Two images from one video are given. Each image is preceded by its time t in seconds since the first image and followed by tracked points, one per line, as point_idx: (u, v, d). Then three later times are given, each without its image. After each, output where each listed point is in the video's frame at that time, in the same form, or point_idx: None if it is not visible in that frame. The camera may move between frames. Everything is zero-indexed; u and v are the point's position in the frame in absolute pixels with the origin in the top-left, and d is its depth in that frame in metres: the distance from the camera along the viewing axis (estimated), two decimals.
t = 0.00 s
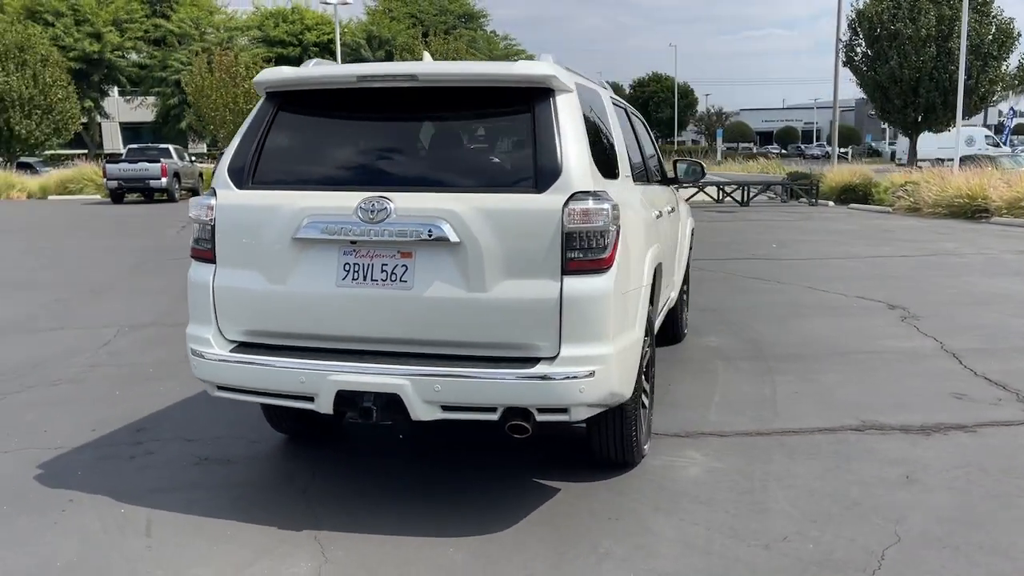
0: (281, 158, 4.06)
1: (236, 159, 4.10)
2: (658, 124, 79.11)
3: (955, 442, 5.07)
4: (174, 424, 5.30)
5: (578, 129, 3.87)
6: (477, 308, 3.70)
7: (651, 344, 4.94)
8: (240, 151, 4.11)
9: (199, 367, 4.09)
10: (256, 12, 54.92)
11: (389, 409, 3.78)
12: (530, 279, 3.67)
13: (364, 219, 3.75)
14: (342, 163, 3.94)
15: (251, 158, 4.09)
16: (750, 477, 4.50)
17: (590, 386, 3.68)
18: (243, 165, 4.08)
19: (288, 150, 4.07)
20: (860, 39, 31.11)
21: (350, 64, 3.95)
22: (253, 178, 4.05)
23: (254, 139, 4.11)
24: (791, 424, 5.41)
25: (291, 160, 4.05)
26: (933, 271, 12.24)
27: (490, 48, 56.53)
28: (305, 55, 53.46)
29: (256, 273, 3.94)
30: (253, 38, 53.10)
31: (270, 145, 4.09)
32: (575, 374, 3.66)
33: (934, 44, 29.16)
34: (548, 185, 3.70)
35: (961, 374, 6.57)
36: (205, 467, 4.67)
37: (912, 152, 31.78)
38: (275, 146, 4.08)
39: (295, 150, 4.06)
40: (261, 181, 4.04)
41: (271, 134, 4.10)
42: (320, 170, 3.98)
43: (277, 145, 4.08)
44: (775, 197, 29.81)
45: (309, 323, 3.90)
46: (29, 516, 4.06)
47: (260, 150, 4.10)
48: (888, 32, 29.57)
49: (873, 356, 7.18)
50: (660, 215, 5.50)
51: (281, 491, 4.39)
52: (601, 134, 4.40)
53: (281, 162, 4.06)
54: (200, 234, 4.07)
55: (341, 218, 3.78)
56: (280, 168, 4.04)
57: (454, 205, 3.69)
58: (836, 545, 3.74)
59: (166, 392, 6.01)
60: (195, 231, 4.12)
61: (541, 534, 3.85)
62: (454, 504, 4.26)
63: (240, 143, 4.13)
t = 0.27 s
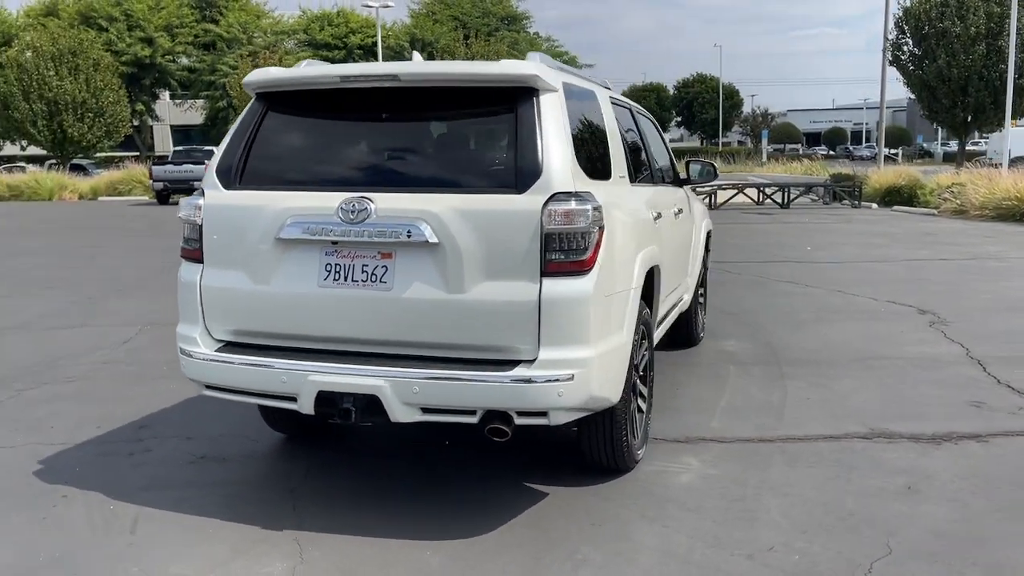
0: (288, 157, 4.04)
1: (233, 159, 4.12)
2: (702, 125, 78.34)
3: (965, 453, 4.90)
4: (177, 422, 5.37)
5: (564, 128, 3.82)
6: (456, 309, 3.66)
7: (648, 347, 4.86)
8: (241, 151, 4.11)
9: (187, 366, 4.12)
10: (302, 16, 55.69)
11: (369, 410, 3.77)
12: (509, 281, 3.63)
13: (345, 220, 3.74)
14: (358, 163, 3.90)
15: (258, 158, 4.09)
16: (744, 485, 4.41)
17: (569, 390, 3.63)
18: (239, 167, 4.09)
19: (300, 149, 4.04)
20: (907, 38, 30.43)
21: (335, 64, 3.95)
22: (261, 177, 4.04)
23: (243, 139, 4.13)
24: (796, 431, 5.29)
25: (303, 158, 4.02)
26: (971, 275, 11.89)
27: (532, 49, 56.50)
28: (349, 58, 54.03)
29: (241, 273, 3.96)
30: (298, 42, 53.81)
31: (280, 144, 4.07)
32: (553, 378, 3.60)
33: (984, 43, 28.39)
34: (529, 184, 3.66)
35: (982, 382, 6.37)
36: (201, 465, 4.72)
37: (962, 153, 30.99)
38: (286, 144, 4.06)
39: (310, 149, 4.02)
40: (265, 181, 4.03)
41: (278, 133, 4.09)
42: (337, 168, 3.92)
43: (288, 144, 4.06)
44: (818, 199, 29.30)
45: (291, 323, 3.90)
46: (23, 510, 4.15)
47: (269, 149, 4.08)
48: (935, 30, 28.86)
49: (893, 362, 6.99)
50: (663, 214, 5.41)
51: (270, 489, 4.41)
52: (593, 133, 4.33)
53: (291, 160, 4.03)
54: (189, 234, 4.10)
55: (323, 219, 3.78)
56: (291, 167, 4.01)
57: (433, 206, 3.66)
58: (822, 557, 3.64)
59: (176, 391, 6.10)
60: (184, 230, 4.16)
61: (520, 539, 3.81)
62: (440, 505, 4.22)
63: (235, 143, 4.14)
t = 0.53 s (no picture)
0: (297, 158, 4.04)
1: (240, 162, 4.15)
2: (747, 127, 77.41)
3: (971, 463, 4.76)
4: (179, 420, 5.45)
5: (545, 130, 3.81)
6: (433, 311, 3.66)
7: (642, 351, 4.81)
8: (251, 154, 4.14)
9: (176, 365, 4.18)
10: (346, 21, 56.33)
11: (348, 411, 3.78)
12: (485, 283, 3.62)
13: (325, 221, 3.76)
14: (368, 164, 3.87)
15: (267, 160, 4.11)
16: (735, 492, 4.33)
17: (544, 394, 3.60)
18: (245, 173, 4.12)
19: (312, 148, 4.02)
20: (954, 37, 29.71)
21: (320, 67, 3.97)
22: (269, 179, 4.06)
23: (232, 143, 4.18)
24: (798, 438, 5.18)
25: (314, 158, 4.01)
26: (1008, 280, 11.56)
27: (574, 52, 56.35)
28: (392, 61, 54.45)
29: (227, 274, 4.01)
30: (342, 46, 54.37)
31: (292, 145, 4.07)
32: (529, 381, 3.58)
33: None
34: (506, 187, 3.64)
35: (1001, 390, 6.18)
36: (196, 463, 4.78)
37: (1012, 154, 30.15)
38: (299, 144, 4.05)
39: (322, 149, 4.00)
40: (274, 181, 4.04)
41: (289, 133, 4.10)
42: (346, 170, 3.91)
43: (300, 144, 4.05)
44: (860, 202, 28.73)
45: (274, 323, 3.93)
46: (18, 505, 4.24)
47: (281, 150, 4.09)
48: (984, 29, 28.13)
49: (911, 368, 6.81)
50: (664, 217, 5.35)
51: (259, 487, 4.45)
52: (581, 135, 4.30)
53: (300, 162, 4.03)
54: (179, 235, 4.17)
55: (304, 220, 3.80)
56: (301, 167, 4.01)
57: (411, 207, 3.66)
58: (804, 567, 3.55)
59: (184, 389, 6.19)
60: (175, 231, 4.22)
61: (497, 543, 3.79)
62: (423, 506, 4.22)
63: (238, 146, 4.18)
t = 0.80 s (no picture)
0: (308, 159, 4.04)
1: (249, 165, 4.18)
2: (793, 129, 76.33)
3: (966, 471, 4.66)
4: (182, 417, 5.57)
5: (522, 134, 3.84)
6: (405, 312, 3.70)
7: (630, 354, 4.81)
8: (262, 156, 4.16)
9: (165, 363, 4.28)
10: (389, 24, 56.83)
11: (325, 409, 3.84)
12: (457, 285, 3.65)
13: (303, 222, 3.83)
14: (378, 166, 3.87)
15: (277, 161, 4.12)
16: (717, 497, 4.31)
17: (513, 395, 3.62)
18: (253, 176, 4.15)
19: (325, 149, 4.02)
20: (1004, 37, 28.93)
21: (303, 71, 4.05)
22: (278, 180, 4.08)
23: (220, 146, 4.26)
24: (792, 443, 5.13)
25: (324, 159, 4.00)
26: None
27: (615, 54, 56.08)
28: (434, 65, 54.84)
29: (213, 273, 4.10)
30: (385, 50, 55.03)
31: (303, 145, 4.07)
32: (497, 381, 3.60)
33: None
34: (479, 189, 3.67)
35: (1013, 398, 6.03)
36: (191, 459, 4.90)
37: None
38: (313, 145, 4.04)
39: (335, 150, 3.99)
40: (285, 182, 4.05)
41: (301, 134, 4.10)
42: (356, 171, 3.91)
43: (312, 145, 4.05)
44: (903, 206, 28.16)
45: (256, 322, 4.01)
46: (16, 496, 4.38)
47: (292, 151, 4.10)
48: None
49: (923, 374, 6.69)
50: (660, 220, 5.33)
51: (247, 483, 4.54)
52: (564, 138, 4.31)
53: (310, 163, 4.03)
54: (170, 236, 4.27)
55: (284, 222, 3.88)
56: (311, 168, 4.01)
57: (385, 210, 3.72)
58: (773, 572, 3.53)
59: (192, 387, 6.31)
60: (166, 232, 4.33)
61: (468, 542, 3.82)
62: (403, 505, 4.27)
63: (245, 150, 4.22)
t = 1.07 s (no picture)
0: (322, 161, 4.02)
1: (265, 168, 4.17)
2: (840, 131, 75.03)
3: (967, 484, 4.56)
4: (187, 416, 5.67)
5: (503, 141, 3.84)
6: (385, 316, 3.73)
7: (623, 359, 4.78)
8: (277, 159, 4.14)
9: (159, 364, 4.36)
10: (431, 27, 57.14)
11: (307, 412, 3.87)
12: (435, 289, 3.66)
13: (287, 227, 3.87)
14: (390, 169, 3.86)
15: (291, 163, 4.11)
16: (705, 505, 4.26)
17: (489, 400, 3.62)
18: (267, 178, 4.14)
19: (337, 152, 4.01)
20: None
21: (292, 77, 4.11)
22: (292, 182, 4.07)
23: (212, 154, 4.34)
24: (792, 452, 5.05)
25: (338, 162, 3.99)
26: None
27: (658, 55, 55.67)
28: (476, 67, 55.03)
29: (203, 277, 4.17)
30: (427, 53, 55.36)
31: (318, 148, 4.06)
32: (473, 386, 3.61)
33: None
34: (457, 194, 3.68)
35: None
36: (190, 457, 4.98)
37: None
38: (326, 148, 4.03)
39: (347, 154, 3.98)
40: (299, 184, 4.04)
41: (315, 138, 4.08)
42: (368, 174, 3.90)
43: (326, 148, 4.03)
44: (948, 209, 27.53)
45: (244, 325, 4.07)
46: (17, 491, 4.50)
47: (305, 154, 4.09)
48: None
49: (939, 383, 6.54)
50: (660, 224, 5.28)
51: (240, 482, 4.61)
52: (551, 143, 4.30)
53: (324, 165, 4.01)
54: (164, 239, 4.35)
55: (269, 226, 3.93)
56: (324, 171, 4.00)
57: (366, 214, 3.74)
58: None
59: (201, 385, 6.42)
60: (162, 236, 4.41)
61: (446, 547, 3.83)
62: (389, 507, 4.29)
63: (259, 154, 4.22)
